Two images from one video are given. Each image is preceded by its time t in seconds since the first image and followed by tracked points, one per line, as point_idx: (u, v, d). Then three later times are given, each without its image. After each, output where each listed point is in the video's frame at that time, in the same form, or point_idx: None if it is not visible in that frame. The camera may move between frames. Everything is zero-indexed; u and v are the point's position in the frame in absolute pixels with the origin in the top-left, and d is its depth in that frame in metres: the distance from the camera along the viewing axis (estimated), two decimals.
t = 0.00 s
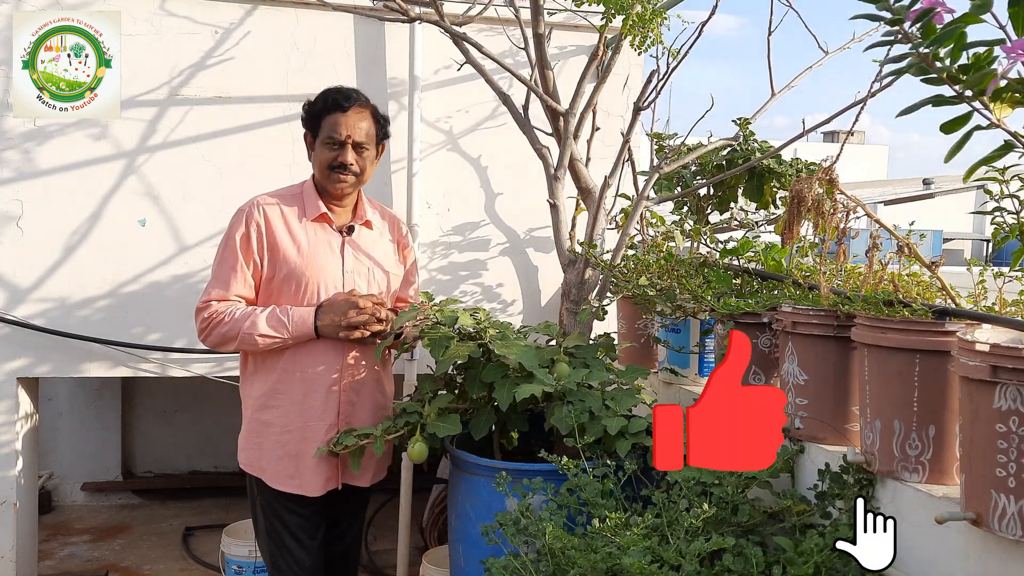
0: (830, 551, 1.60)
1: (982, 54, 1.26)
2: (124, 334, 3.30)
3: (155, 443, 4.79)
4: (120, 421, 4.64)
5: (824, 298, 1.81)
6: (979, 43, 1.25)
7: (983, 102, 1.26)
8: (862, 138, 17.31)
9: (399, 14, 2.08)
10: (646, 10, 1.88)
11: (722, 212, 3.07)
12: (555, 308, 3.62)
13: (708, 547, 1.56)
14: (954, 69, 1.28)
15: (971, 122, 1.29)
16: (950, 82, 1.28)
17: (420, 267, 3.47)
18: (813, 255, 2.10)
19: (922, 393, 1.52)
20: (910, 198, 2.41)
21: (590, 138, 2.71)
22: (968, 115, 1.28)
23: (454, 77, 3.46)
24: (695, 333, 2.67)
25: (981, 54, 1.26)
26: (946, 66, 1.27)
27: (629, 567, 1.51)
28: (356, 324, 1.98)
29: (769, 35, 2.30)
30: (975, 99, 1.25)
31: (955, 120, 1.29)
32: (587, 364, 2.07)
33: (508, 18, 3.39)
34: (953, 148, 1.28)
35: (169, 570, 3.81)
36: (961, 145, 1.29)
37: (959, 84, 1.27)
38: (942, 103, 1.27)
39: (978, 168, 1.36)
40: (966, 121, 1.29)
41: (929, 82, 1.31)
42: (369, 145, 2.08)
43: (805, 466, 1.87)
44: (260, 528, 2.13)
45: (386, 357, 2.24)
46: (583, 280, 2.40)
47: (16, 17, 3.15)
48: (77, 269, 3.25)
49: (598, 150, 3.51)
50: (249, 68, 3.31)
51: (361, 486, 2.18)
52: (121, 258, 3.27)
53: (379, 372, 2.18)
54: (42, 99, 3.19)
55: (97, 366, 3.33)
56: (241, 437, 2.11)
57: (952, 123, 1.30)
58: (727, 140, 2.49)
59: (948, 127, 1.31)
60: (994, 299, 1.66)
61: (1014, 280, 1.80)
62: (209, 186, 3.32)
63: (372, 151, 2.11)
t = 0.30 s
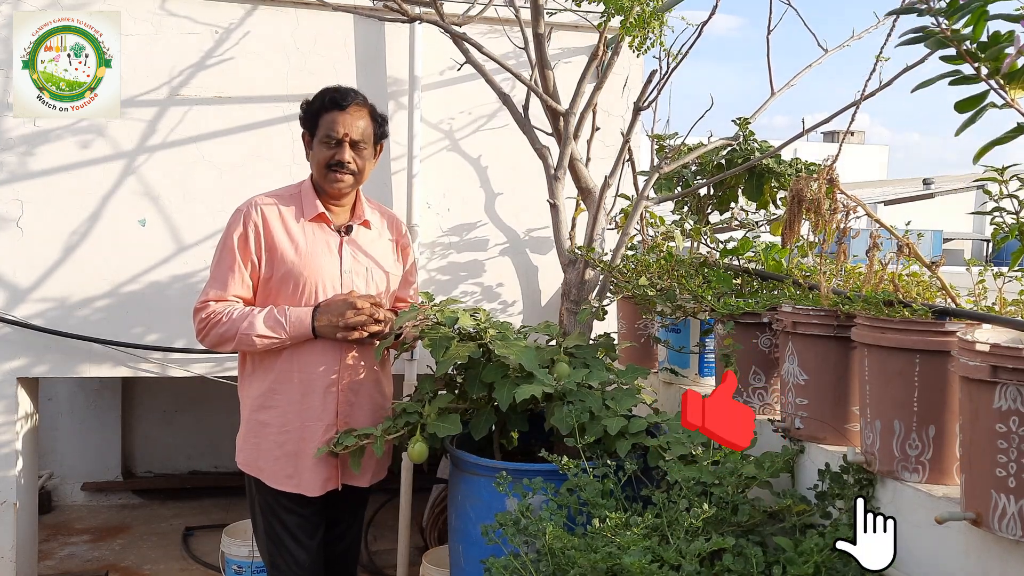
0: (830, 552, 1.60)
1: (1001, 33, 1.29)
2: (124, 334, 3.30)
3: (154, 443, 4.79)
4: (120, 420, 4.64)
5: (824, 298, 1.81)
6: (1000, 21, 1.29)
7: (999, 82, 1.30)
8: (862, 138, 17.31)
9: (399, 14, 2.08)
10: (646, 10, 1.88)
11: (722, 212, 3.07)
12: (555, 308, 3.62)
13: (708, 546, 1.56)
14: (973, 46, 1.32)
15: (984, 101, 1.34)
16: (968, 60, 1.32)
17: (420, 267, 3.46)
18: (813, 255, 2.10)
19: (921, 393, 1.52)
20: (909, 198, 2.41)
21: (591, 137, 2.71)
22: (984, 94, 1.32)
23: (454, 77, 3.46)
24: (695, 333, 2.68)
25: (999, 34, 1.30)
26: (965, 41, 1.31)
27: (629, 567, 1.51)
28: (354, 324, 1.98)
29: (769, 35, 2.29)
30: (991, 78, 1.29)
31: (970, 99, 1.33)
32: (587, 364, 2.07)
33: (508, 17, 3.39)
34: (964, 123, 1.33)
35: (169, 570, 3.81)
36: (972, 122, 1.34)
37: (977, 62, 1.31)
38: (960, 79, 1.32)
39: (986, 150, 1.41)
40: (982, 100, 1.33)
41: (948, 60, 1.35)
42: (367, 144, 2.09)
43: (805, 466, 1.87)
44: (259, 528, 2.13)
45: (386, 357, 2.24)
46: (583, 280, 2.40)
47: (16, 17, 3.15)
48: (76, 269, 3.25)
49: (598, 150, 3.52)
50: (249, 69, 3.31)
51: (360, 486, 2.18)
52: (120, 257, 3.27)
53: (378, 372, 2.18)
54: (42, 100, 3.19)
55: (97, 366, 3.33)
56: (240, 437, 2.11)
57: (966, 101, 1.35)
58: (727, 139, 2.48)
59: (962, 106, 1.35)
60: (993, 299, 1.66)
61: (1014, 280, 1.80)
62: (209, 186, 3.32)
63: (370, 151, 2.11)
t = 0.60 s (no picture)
0: (830, 552, 1.60)
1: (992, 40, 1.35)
2: (124, 334, 3.31)
3: (154, 443, 4.79)
4: (120, 420, 4.64)
5: (824, 298, 1.81)
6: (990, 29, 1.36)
7: (992, 87, 1.35)
8: (862, 138, 17.31)
9: (399, 14, 2.08)
10: (645, 9, 1.87)
11: (722, 211, 3.07)
12: (555, 308, 3.62)
13: (708, 546, 1.55)
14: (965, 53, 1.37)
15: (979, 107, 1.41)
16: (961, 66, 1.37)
17: (420, 267, 3.46)
18: (813, 255, 2.10)
19: (921, 393, 1.52)
20: (909, 198, 2.41)
21: (590, 137, 2.70)
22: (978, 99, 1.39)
23: (455, 77, 3.46)
24: (695, 333, 2.68)
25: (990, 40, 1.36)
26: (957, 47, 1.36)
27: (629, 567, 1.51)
28: (352, 325, 1.98)
29: (768, 35, 2.29)
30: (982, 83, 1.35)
31: (965, 105, 1.40)
32: (587, 364, 2.07)
33: (508, 17, 3.39)
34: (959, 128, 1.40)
35: (169, 570, 3.81)
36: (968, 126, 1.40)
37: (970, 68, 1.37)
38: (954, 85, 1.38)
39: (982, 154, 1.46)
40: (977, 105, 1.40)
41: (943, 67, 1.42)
42: (366, 143, 2.09)
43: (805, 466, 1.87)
44: (259, 528, 2.13)
45: (385, 357, 2.23)
46: (583, 280, 2.40)
47: (16, 17, 3.15)
48: (77, 269, 3.25)
49: (598, 150, 3.52)
50: (249, 69, 3.31)
51: (360, 486, 2.18)
52: (120, 258, 3.27)
53: (378, 372, 2.18)
54: (42, 100, 3.19)
55: (97, 366, 3.33)
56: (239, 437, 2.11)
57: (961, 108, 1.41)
58: (727, 139, 2.48)
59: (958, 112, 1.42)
60: (993, 299, 1.66)
61: (1014, 280, 1.80)
62: (209, 186, 3.32)
63: (368, 150, 2.11)
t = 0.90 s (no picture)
0: (830, 551, 1.61)
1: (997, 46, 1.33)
2: (124, 333, 3.30)
3: (155, 443, 4.79)
4: (120, 420, 4.64)
5: (824, 298, 1.81)
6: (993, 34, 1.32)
7: (996, 93, 1.33)
8: (862, 138, 17.31)
9: (399, 14, 2.08)
10: (645, 9, 1.87)
11: (722, 211, 3.08)
12: (555, 308, 3.62)
13: (708, 547, 1.55)
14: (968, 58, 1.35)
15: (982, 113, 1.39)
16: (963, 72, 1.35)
17: (419, 267, 3.46)
18: (813, 255, 2.10)
19: (922, 393, 1.52)
20: (909, 198, 2.41)
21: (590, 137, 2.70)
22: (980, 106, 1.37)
23: (454, 77, 3.46)
24: (695, 333, 2.69)
25: (996, 45, 1.33)
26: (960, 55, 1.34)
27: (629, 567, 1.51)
28: (353, 325, 1.98)
29: (769, 35, 2.29)
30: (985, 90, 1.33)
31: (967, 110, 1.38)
32: (587, 364, 2.07)
33: (508, 17, 3.39)
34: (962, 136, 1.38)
35: (169, 570, 3.81)
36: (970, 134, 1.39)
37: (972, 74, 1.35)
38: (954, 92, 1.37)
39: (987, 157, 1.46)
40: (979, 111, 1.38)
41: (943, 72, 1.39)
42: (365, 142, 2.08)
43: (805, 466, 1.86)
44: (259, 528, 2.13)
45: (386, 357, 2.24)
46: (583, 280, 2.40)
47: (17, 17, 3.15)
48: (77, 269, 3.25)
49: (598, 150, 3.52)
50: (249, 69, 3.31)
51: (361, 486, 2.18)
52: (120, 258, 3.27)
53: (378, 372, 2.18)
54: (42, 100, 3.19)
55: (97, 366, 3.33)
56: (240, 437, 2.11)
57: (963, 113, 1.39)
58: (727, 140, 2.48)
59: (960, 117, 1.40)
60: (993, 299, 1.66)
61: (1014, 280, 1.80)
62: (209, 186, 3.32)
63: (367, 149, 2.10)
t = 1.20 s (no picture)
0: (830, 551, 1.61)
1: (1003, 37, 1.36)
2: (124, 333, 3.30)
3: (154, 443, 4.79)
4: (120, 420, 4.64)
5: (824, 298, 1.81)
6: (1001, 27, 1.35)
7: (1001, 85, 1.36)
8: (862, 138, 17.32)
9: (399, 14, 2.07)
10: (646, 9, 1.87)
11: (722, 211, 3.08)
12: (555, 308, 3.62)
13: (708, 547, 1.55)
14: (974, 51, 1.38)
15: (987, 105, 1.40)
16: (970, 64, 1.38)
17: (420, 267, 3.46)
18: (813, 254, 2.11)
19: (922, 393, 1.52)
20: (909, 199, 2.41)
21: (591, 137, 2.69)
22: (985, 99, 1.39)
23: (455, 77, 3.46)
24: (696, 333, 2.69)
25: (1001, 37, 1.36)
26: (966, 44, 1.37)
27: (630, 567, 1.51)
28: (354, 325, 1.98)
29: (769, 35, 2.29)
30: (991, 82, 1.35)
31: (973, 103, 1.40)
32: (587, 364, 2.07)
33: (508, 17, 3.39)
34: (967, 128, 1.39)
35: (169, 570, 3.81)
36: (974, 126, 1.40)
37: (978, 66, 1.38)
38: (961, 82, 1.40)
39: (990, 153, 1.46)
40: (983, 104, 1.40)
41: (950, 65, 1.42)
42: (362, 142, 2.08)
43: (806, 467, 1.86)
44: (260, 528, 2.13)
45: (386, 357, 2.23)
46: (583, 281, 2.39)
47: (16, 17, 3.15)
48: (77, 269, 3.24)
49: (598, 150, 3.52)
50: (249, 69, 3.31)
51: (362, 486, 2.18)
52: (120, 258, 3.27)
53: (379, 372, 2.18)
54: (42, 100, 3.19)
55: (97, 366, 3.33)
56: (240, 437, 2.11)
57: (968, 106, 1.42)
58: (727, 139, 2.48)
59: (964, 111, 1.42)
60: (993, 299, 1.66)
61: (1015, 280, 1.80)
62: (209, 186, 3.32)
63: (365, 149, 2.10)
